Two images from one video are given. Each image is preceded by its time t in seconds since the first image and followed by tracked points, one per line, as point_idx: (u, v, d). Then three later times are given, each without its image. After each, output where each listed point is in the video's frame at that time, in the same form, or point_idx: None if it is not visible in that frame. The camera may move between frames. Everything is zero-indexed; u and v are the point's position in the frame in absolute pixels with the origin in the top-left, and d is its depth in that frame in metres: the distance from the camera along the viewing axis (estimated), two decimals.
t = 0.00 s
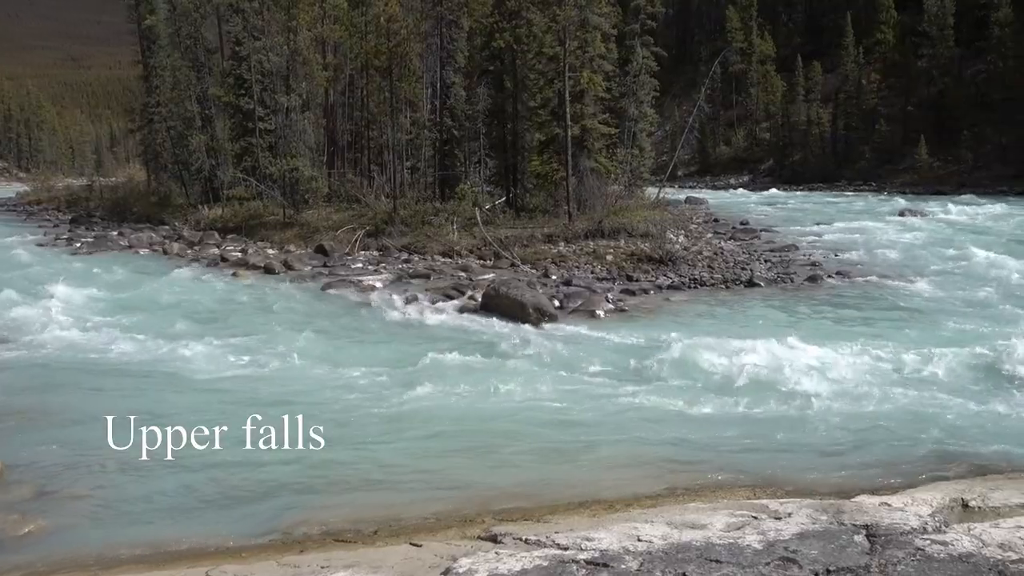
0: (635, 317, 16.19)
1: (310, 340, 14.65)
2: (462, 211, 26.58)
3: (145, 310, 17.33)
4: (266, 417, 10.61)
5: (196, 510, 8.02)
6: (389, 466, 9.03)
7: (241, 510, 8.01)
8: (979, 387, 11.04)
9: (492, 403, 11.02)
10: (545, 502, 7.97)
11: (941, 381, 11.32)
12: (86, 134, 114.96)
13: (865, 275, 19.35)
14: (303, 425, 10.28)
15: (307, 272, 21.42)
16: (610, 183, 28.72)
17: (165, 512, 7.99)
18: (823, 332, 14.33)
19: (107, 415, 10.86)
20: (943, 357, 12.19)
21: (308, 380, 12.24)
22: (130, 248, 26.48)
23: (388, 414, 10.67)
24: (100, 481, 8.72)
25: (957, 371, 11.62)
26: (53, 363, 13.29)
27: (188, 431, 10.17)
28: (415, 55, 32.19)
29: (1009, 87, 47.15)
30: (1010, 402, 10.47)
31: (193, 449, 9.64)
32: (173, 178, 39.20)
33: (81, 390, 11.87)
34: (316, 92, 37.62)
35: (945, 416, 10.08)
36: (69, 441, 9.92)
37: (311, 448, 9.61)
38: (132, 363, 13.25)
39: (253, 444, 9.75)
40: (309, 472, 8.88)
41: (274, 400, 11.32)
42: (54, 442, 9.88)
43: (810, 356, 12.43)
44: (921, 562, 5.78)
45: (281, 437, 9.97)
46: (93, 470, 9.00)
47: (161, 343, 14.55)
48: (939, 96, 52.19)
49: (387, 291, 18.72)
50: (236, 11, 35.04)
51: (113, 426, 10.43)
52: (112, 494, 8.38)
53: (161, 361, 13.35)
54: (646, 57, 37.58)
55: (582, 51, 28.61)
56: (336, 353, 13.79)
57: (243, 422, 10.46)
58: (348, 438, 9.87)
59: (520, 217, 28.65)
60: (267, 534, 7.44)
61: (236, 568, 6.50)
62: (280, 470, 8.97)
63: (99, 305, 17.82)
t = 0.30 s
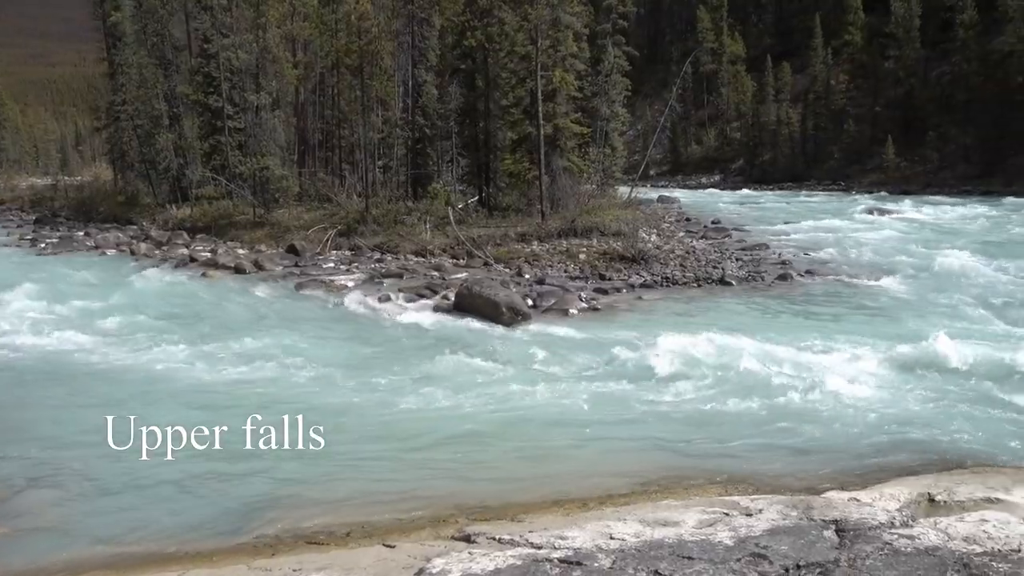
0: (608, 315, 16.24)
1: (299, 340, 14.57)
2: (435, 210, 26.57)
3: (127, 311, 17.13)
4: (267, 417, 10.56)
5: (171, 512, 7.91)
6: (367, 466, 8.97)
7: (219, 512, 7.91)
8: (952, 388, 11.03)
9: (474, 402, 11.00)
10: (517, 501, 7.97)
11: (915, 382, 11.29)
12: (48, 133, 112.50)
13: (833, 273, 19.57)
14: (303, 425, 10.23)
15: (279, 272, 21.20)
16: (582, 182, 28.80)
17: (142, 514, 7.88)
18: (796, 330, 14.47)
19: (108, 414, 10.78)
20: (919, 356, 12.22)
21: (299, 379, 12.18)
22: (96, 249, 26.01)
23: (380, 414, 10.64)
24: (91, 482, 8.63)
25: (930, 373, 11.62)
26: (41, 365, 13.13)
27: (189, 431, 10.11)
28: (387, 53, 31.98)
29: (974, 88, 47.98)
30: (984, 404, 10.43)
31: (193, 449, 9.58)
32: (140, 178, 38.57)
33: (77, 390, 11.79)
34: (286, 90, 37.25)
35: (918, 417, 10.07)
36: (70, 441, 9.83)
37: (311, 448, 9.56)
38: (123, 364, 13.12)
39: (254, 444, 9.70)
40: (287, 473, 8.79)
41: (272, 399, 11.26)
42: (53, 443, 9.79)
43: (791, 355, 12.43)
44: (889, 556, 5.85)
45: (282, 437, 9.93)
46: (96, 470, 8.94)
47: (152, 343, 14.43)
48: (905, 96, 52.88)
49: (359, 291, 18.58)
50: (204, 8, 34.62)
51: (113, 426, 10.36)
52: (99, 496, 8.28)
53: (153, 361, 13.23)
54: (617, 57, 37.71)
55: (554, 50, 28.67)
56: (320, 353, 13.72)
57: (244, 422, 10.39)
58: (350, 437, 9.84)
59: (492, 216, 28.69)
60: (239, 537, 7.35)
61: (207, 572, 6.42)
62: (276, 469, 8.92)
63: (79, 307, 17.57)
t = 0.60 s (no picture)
0: (579, 314, 16.28)
1: (283, 340, 14.43)
2: (406, 210, 26.43)
3: (106, 312, 16.84)
4: (267, 417, 10.47)
5: (141, 517, 7.75)
6: (342, 467, 8.88)
7: (195, 515, 7.78)
8: (925, 388, 10.99)
9: (452, 402, 10.94)
10: (488, 500, 7.94)
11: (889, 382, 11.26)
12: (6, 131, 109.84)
13: (801, 272, 19.77)
14: (303, 425, 10.15)
15: (247, 273, 20.93)
16: (554, 181, 28.80)
17: (114, 520, 7.72)
18: (768, 327, 14.61)
19: (107, 415, 10.64)
20: (895, 358, 12.19)
21: (292, 379, 12.07)
22: (59, 250, 25.44)
23: (370, 414, 10.56)
24: (87, 485, 8.49)
25: (905, 372, 11.58)
26: (20, 368, 12.85)
27: (189, 431, 10.01)
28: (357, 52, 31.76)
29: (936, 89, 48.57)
30: (956, 405, 10.40)
31: (193, 450, 9.48)
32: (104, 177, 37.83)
33: (68, 391, 11.60)
34: (254, 89, 36.80)
35: (889, 417, 10.03)
36: (65, 444, 9.68)
37: (311, 448, 9.47)
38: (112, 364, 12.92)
39: (253, 444, 9.61)
40: (258, 476, 8.66)
41: (270, 399, 11.16)
42: (50, 444, 9.64)
43: (764, 356, 12.42)
44: (856, 550, 5.91)
45: (283, 436, 9.85)
46: (95, 473, 8.81)
47: (138, 344, 14.22)
48: (870, 96, 54.02)
49: (328, 291, 18.41)
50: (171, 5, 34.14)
51: (113, 426, 10.20)
52: (90, 500, 8.15)
53: (141, 363, 13.04)
54: (588, 57, 37.84)
55: (524, 50, 28.71)
56: (304, 352, 13.59)
57: (244, 422, 10.30)
58: (350, 437, 9.76)
59: (463, 215, 28.62)
60: (206, 541, 7.23)
61: None
62: (253, 471, 8.81)
63: (54, 309, 17.21)
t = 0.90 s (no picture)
0: (550, 314, 16.34)
1: (269, 341, 14.39)
2: (376, 210, 26.29)
3: (87, 314, 16.65)
4: (267, 417, 10.47)
5: (114, 524, 7.65)
6: (318, 469, 8.85)
7: (172, 520, 7.71)
8: (891, 385, 11.16)
9: (433, 401, 10.97)
10: (459, 501, 7.94)
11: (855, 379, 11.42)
12: None
13: (769, 271, 20.06)
14: (303, 425, 10.16)
15: (216, 274, 20.70)
16: (525, 182, 28.85)
17: (88, 527, 7.61)
18: (734, 325, 14.85)
19: (107, 414, 10.62)
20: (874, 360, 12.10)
21: (283, 380, 12.05)
22: (23, 252, 24.93)
23: (354, 414, 10.55)
24: (84, 488, 8.45)
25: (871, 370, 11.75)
26: None
27: (189, 431, 10.01)
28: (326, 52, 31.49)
29: (899, 90, 49.21)
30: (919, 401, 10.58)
31: (194, 450, 9.49)
32: (68, 178, 37.15)
33: (61, 392, 11.53)
34: (221, 88, 36.34)
35: (856, 413, 10.22)
36: (51, 447, 9.59)
37: (311, 448, 9.47)
38: (101, 366, 12.83)
39: (254, 444, 9.63)
40: (232, 480, 8.58)
41: (267, 399, 11.16)
42: (48, 445, 9.60)
43: (733, 355, 12.52)
44: (821, 544, 6.01)
45: (283, 436, 9.87)
46: (95, 473, 8.79)
47: (124, 346, 14.11)
48: (834, 97, 54.69)
49: (299, 292, 18.30)
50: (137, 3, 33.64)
51: (115, 426, 10.18)
52: (85, 502, 8.11)
53: (131, 364, 12.96)
54: (558, 57, 37.94)
55: (495, 50, 28.71)
56: (291, 353, 13.54)
57: (243, 423, 10.29)
58: (350, 436, 9.79)
59: (435, 216, 28.52)
60: (174, 547, 7.13)
61: None
62: (236, 474, 8.76)
63: (31, 311, 16.96)
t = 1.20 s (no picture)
0: (521, 314, 16.33)
1: (254, 342, 14.25)
2: (346, 211, 26.15)
3: (64, 317, 16.38)
4: (267, 417, 10.40)
5: (83, 528, 7.52)
6: (291, 471, 8.77)
7: (144, 524, 7.59)
8: (858, 383, 11.28)
9: (413, 402, 10.93)
10: (431, 501, 7.91)
11: (823, 377, 11.56)
12: None
13: (738, 270, 20.28)
14: (303, 424, 10.10)
15: (183, 276, 20.40)
16: (495, 182, 28.93)
17: (59, 531, 7.50)
18: (704, 323, 15.02)
19: (107, 415, 10.55)
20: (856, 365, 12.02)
21: (274, 381, 11.96)
22: None
23: (337, 415, 10.47)
24: (77, 489, 8.36)
25: (839, 369, 11.87)
26: None
27: (189, 431, 9.96)
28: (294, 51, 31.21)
29: (863, 92, 50.04)
30: (890, 400, 10.64)
31: (194, 450, 9.44)
32: (30, 178, 36.39)
33: (47, 395, 11.37)
34: (187, 87, 35.85)
35: (827, 410, 10.34)
36: (37, 450, 9.44)
37: (311, 448, 9.42)
38: (88, 368, 12.66)
39: (254, 444, 9.57)
40: (203, 483, 8.48)
41: (264, 399, 11.10)
42: (36, 449, 9.47)
43: (704, 354, 12.64)
44: (787, 538, 6.09)
45: (284, 435, 9.82)
46: (90, 475, 8.71)
47: (109, 348, 13.93)
48: (800, 99, 55.53)
49: (266, 294, 18.10)
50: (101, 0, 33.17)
51: (114, 426, 10.11)
52: (71, 505, 8.01)
53: (119, 366, 12.81)
54: (529, 58, 38.00)
55: (466, 50, 28.70)
56: (276, 354, 13.43)
57: (243, 423, 10.22)
58: (351, 436, 9.74)
59: (406, 216, 28.34)
60: (141, 553, 7.02)
61: None
62: (212, 476, 8.66)
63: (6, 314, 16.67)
